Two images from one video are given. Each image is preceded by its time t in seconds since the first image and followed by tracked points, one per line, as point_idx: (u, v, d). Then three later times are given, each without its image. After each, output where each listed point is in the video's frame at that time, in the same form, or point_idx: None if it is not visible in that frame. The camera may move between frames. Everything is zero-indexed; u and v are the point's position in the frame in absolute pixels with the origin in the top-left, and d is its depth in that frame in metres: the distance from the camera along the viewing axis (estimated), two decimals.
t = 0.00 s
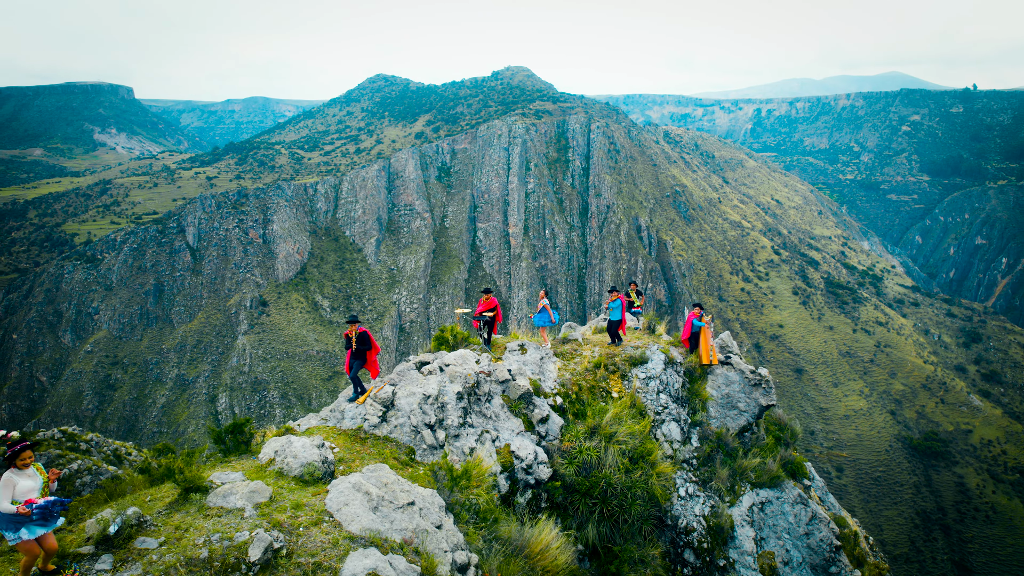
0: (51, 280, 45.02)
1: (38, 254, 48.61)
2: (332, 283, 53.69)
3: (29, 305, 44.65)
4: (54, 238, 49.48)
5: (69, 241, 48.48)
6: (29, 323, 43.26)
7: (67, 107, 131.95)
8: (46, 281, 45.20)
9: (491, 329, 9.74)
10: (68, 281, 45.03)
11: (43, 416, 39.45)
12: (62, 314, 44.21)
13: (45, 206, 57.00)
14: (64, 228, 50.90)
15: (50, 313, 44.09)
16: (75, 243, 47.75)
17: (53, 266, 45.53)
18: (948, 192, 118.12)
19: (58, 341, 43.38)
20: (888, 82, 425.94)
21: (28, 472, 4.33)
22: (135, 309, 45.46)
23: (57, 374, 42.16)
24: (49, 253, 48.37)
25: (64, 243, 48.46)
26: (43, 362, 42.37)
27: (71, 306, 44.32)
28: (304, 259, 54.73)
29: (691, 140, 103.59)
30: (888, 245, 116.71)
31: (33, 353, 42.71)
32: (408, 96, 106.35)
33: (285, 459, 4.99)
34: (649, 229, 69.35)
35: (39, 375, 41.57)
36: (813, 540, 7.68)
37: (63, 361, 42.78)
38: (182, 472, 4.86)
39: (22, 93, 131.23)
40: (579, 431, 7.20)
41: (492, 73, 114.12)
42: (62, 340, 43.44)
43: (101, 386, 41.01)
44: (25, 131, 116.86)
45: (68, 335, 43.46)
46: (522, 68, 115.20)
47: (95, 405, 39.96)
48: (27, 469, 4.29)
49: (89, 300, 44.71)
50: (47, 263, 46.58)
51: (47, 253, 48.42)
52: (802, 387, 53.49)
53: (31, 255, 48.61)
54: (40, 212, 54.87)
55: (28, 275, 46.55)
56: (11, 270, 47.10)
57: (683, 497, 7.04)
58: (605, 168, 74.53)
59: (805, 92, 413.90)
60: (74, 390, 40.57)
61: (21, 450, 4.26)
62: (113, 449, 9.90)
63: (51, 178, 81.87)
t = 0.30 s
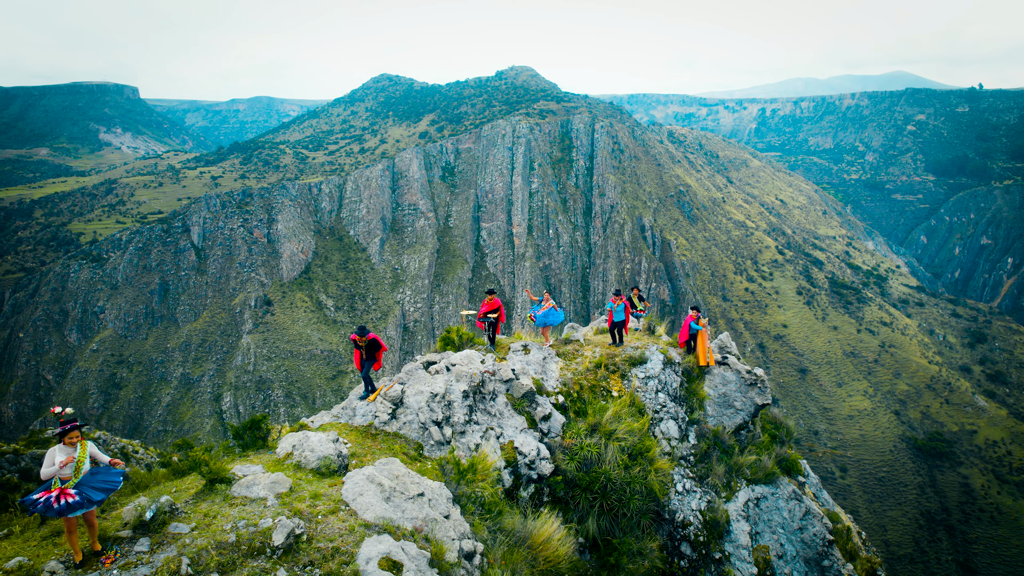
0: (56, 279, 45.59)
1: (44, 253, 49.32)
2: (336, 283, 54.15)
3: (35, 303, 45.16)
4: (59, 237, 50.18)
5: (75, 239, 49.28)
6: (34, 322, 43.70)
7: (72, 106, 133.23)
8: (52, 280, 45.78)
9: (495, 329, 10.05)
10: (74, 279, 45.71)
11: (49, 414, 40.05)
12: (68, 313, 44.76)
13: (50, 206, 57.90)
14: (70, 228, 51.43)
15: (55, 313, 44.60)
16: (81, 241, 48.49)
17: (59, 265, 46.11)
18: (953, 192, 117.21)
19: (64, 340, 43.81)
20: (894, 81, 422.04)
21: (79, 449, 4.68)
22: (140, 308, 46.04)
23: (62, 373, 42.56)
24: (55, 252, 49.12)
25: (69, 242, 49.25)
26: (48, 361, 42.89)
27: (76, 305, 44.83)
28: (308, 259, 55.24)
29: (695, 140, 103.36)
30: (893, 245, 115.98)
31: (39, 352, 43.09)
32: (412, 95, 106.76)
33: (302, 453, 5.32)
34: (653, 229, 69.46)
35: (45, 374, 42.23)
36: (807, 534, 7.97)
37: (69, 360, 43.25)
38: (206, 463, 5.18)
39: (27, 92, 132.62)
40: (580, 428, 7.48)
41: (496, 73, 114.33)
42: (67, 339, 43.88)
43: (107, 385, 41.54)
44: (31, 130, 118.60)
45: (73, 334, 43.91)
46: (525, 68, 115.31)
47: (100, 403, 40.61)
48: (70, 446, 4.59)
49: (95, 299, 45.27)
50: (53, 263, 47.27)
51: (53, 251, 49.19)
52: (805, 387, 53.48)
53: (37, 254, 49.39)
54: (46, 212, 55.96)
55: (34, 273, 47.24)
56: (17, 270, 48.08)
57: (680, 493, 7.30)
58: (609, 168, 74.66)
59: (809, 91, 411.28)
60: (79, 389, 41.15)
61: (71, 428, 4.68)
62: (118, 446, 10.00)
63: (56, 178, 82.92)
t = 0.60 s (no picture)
0: (63, 275, 46.50)
1: (50, 249, 49.80)
2: (340, 279, 54.62)
3: (42, 300, 46.09)
4: (65, 233, 50.91)
5: (81, 236, 49.95)
6: (42, 318, 44.81)
7: (78, 103, 134.60)
8: (59, 276, 46.67)
9: (499, 328, 10.37)
10: (80, 276, 46.52)
11: (56, 410, 40.95)
12: (74, 309, 45.77)
13: (57, 203, 59.66)
14: (76, 224, 52.23)
15: (62, 309, 45.63)
16: (87, 239, 49.11)
17: (65, 262, 47.01)
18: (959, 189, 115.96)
19: (71, 336, 44.83)
20: (902, 77, 416.48)
21: (123, 444, 4.88)
22: (145, 304, 46.72)
23: (69, 368, 43.63)
24: (61, 249, 49.66)
25: (75, 239, 49.78)
26: (55, 356, 43.87)
27: (83, 302, 45.81)
28: (313, 255, 55.68)
29: (699, 136, 102.87)
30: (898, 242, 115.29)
31: (46, 348, 44.19)
32: (416, 92, 106.90)
33: (318, 445, 5.65)
34: (657, 225, 69.40)
35: (52, 369, 43.15)
36: (801, 526, 8.26)
37: (75, 356, 44.28)
38: (229, 454, 5.52)
39: (32, 89, 133.84)
40: (582, 423, 7.75)
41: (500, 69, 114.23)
42: (74, 335, 45.00)
43: (113, 380, 42.47)
44: (38, 127, 120.11)
45: (80, 330, 45.05)
46: (530, 65, 115.09)
47: (106, 399, 41.53)
48: (117, 442, 4.79)
49: (101, 296, 46.19)
50: (60, 259, 48.13)
51: (59, 248, 49.64)
52: (809, 384, 54.07)
53: (45, 252, 49.47)
54: (52, 209, 57.31)
55: (41, 270, 47.78)
56: (24, 266, 48.46)
57: (678, 485, 7.57)
58: (614, 165, 74.60)
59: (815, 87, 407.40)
60: (86, 384, 41.99)
61: (115, 426, 4.89)
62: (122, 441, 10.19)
63: (62, 175, 84.05)
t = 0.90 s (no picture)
0: (68, 271, 47.00)
1: (56, 245, 50.86)
2: (344, 276, 55.07)
3: (48, 296, 46.71)
4: (71, 229, 51.96)
5: (86, 232, 50.89)
6: (47, 313, 45.36)
7: (82, 99, 135.39)
8: (64, 272, 47.15)
9: (503, 326, 10.66)
10: (85, 271, 46.96)
11: (62, 404, 41.49)
12: (80, 305, 46.25)
13: (63, 199, 60.57)
14: (81, 220, 53.07)
15: (67, 304, 46.10)
16: (93, 235, 50.06)
17: (71, 258, 47.57)
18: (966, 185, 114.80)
19: (76, 332, 45.41)
20: (908, 73, 412.03)
21: (156, 431, 5.17)
22: (151, 300, 47.25)
23: (75, 364, 44.22)
24: (67, 244, 50.60)
25: (81, 235, 50.72)
26: (61, 352, 44.43)
27: (88, 298, 46.34)
28: (317, 252, 56.09)
29: (703, 133, 102.41)
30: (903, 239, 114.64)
31: (52, 343, 44.83)
32: (420, 88, 106.94)
33: (332, 436, 5.98)
34: (661, 222, 69.36)
35: (59, 364, 43.78)
36: (794, 517, 8.55)
37: (81, 351, 44.83)
38: (248, 444, 5.84)
39: (37, 85, 134.56)
40: (582, 417, 8.06)
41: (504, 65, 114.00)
42: (80, 331, 45.53)
43: (118, 376, 43.03)
44: (43, 124, 121.06)
45: (85, 326, 45.53)
46: (534, 61, 114.74)
47: (112, 394, 42.08)
48: (153, 429, 5.11)
49: (106, 291, 46.69)
50: (65, 255, 48.64)
51: (65, 244, 50.65)
52: (813, 380, 54.16)
53: (51, 248, 50.43)
54: (58, 205, 58.51)
55: (47, 265, 48.63)
56: (30, 261, 49.51)
57: (675, 478, 7.85)
58: (617, 161, 74.53)
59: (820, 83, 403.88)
60: (92, 380, 42.53)
61: (149, 414, 5.20)
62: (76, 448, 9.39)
63: (67, 171, 84.77)
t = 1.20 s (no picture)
0: (74, 267, 47.90)
1: (62, 241, 51.88)
2: (348, 272, 55.56)
3: (54, 292, 47.56)
4: (76, 225, 52.59)
5: (92, 227, 51.73)
6: (54, 309, 46.18)
7: (88, 95, 136.42)
8: (71, 268, 48.04)
9: (507, 323, 10.94)
10: (91, 268, 47.76)
11: (69, 399, 42.23)
12: (85, 301, 47.08)
13: (68, 194, 61.31)
14: (86, 217, 53.94)
15: (73, 300, 46.92)
16: (98, 230, 50.78)
17: (77, 254, 48.33)
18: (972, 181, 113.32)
19: (82, 327, 46.21)
20: (916, 69, 405.66)
21: (186, 421, 5.47)
22: (156, 296, 47.91)
23: (81, 359, 44.98)
24: (73, 240, 51.46)
25: (87, 231, 51.38)
26: (68, 347, 45.20)
27: (94, 294, 47.13)
28: (321, 248, 56.67)
29: (708, 129, 101.83)
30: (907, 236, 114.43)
31: (59, 338, 45.63)
32: (424, 84, 106.89)
33: (346, 428, 6.35)
34: (665, 218, 69.28)
35: (65, 359, 44.54)
36: (789, 509, 8.81)
37: (87, 347, 45.64)
38: (266, 434, 6.19)
39: (43, 81, 135.48)
40: (583, 411, 8.36)
41: (509, 61, 113.71)
42: (86, 326, 46.38)
43: (124, 371, 43.72)
44: (48, 120, 122.17)
45: (91, 322, 46.42)
46: (539, 56, 114.23)
47: (118, 389, 42.78)
48: (179, 421, 5.40)
49: (112, 287, 47.40)
50: (71, 251, 49.57)
51: (71, 240, 51.44)
52: (817, 377, 54.36)
53: (56, 243, 51.61)
54: (63, 201, 59.41)
55: (53, 261, 49.62)
56: (37, 257, 50.49)
57: (673, 470, 8.13)
58: (621, 157, 74.31)
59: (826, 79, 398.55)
60: (98, 375, 43.18)
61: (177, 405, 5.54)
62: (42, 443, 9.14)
63: (72, 167, 85.73)
